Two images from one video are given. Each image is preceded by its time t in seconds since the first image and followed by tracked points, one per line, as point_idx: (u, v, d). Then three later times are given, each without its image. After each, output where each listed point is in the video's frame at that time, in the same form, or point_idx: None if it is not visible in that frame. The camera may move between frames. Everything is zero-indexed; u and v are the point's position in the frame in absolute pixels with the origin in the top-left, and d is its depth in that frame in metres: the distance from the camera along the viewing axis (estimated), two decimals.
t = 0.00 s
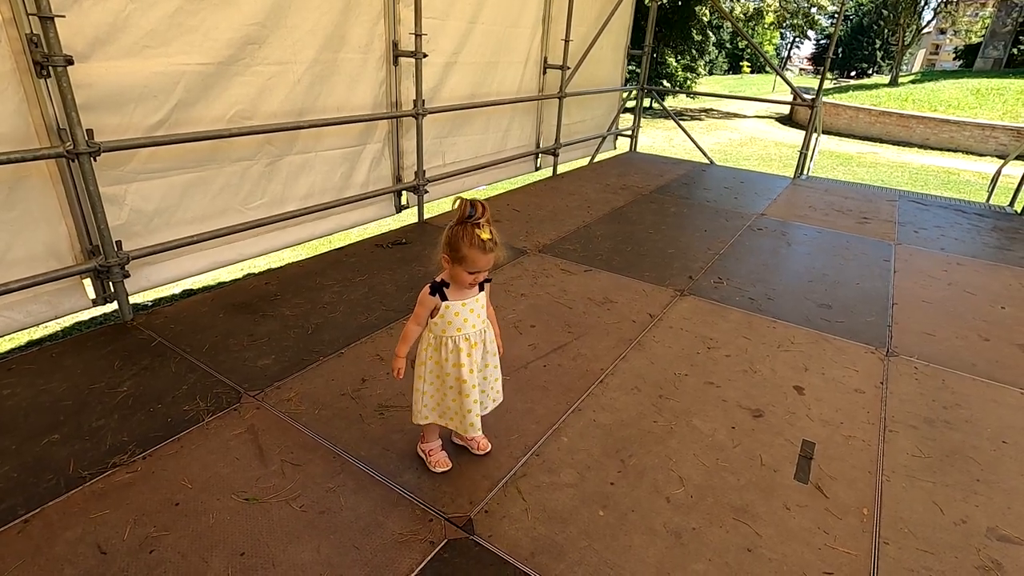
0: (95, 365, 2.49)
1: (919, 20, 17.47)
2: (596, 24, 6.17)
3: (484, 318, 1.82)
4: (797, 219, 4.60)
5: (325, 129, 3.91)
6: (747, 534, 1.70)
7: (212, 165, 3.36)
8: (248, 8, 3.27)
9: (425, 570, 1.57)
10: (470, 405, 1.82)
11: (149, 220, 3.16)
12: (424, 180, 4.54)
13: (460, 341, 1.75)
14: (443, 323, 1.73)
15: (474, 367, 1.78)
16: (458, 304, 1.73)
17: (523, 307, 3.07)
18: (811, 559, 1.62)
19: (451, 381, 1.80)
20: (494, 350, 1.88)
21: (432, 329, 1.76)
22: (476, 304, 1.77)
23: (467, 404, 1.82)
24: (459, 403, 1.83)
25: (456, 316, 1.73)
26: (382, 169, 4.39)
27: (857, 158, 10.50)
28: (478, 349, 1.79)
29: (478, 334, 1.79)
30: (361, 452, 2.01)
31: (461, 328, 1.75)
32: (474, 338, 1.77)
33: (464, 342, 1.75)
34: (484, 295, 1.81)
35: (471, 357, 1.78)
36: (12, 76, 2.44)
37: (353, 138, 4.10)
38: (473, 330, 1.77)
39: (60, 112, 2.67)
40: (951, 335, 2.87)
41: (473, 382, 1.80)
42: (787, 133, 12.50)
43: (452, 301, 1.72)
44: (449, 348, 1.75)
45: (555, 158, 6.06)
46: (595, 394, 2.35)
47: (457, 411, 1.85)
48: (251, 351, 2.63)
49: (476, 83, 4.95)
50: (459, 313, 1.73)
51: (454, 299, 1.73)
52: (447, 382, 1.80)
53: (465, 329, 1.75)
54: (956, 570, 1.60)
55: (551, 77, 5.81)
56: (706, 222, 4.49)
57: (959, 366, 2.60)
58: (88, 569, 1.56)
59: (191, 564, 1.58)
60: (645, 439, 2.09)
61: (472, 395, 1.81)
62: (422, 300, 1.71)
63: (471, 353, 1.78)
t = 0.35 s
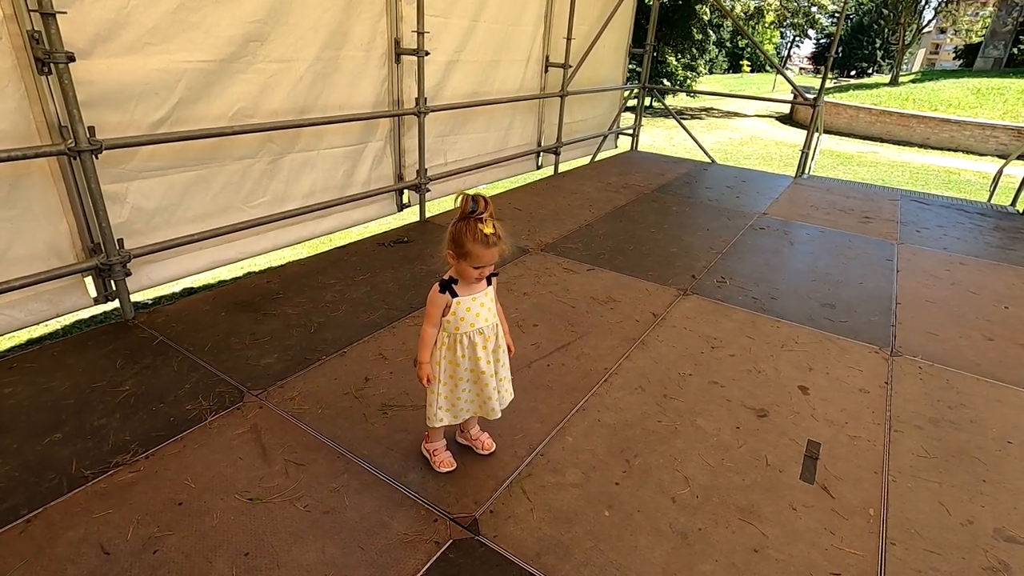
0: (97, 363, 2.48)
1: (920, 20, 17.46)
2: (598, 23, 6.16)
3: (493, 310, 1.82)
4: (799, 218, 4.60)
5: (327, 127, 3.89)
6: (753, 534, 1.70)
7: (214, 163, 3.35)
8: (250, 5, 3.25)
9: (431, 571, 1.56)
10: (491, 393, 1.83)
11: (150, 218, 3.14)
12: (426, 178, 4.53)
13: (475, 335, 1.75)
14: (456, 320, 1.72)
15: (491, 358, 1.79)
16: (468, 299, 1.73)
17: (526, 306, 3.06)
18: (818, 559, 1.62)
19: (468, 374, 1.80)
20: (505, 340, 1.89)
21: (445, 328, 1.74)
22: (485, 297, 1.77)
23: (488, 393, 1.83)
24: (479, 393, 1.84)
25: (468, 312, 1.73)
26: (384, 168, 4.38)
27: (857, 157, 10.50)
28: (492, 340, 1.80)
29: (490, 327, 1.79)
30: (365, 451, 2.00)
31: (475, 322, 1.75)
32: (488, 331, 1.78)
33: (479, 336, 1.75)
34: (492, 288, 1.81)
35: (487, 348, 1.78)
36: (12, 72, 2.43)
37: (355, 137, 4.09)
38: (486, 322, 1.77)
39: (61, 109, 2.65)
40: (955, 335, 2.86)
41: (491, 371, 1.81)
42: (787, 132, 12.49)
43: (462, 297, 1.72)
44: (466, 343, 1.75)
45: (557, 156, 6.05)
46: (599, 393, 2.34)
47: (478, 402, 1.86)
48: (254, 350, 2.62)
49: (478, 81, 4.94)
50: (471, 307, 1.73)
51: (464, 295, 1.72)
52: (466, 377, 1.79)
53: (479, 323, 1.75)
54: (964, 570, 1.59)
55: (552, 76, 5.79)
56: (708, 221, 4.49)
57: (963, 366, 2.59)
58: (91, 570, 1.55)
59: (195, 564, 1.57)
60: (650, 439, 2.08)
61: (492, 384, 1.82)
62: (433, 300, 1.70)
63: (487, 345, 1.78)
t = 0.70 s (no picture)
0: (103, 360, 2.46)
1: (928, 22, 17.38)
2: (606, 23, 6.14)
3: (504, 311, 1.78)
4: (808, 219, 4.56)
5: (334, 124, 3.87)
6: (767, 536, 1.67)
7: (221, 160, 3.34)
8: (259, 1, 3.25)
9: (439, 571, 1.54)
10: (492, 397, 1.79)
11: (158, 215, 3.13)
12: (432, 177, 4.51)
13: (479, 334, 1.72)
14: (463, 316, 1.71)
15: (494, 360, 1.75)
16: (477, 296, 1.71)
17: (534, 305, 3.03)
18: (834, 563, 1.58)
19: (472, 373, 1.78)
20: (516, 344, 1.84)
21: (452, 323, 1.73)
22: (495, 296, 1.74)
23: (488, 396, 1.79)
24: (481, 395, 1.81)
25: (474, 309, 1.71)
26: (390, 166, 4.36)
27: (865, 159, 10.44)
28: (499, 342, 1.76)
29: (497, 328, 1.75)
30: (372, 450, 1.98)
31: (481, 320, 1.72)
32: (493, 331, 1.74)
33: (483, 335, 1.72)
34: (504, 288, 1.77)
35: (490, 350, 1.74)
36: (21, 67, 2.42)
37: (362, 135, 4.08)
38: (492, 322, 1.74)
39: (69, 104, 2.64)
40: (969, 337, 2.83)
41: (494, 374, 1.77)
42: (794, 134, 12.44)
43: (471, 292, 1.70)
44: (469, 341, 1.72)
45: (564, 156, 6.03)
46: (609, 393, 2.31)
47: (479, 403, 1.82)
48: (260, 347, 2.60)
49: (486, 80, 4.92)
50: (478, 305, 1.71)
51: (473, 291, 1.71)
52: (468, 375, 1.77)
53: (485, 322, 1.72)
54: None
55: (560, 76, 5.77)
56: (716, 221, 4.45)
57: (978, 368, 2.55)
58: (95, 567, 1.53)
59: (201, 562, 1.55)
60: (661, 439, 2.05)
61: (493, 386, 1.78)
62: (442, 293, 1.70)
63: (491, 346, 1.74)
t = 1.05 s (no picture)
0: (100, 350, 2.40)
1: (949, 29, 17.12)
2: (620, 23, 6.06)
3: (507, 306, 1.70)
4: (827, 221, 4.43)
5: (344, 119, 3.82)
6: (788, 547, 1.55)
7: (228, 153, 3.29)
8: None
9: None
10: (483, 395, 1.71)
11: (162, 207, 3.08)
12: (442, 174, 4.44)
13: (476, 326, 1.65)
14: (461, 305, 1.65)
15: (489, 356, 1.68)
16: (477, 286, 1.64)
17: (543, 303, 2.94)
18: None
19: (466, 367, 1.70)
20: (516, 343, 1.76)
21: (451, 312, 1.67)
22: (498, 288, 1.66)
23: (480, 394, 1.71)
24: (472, 392, 1.73)
25: (474, 299, 1.64)
26: (400, 162, 4.30)
27: (884, 166, 10.25)
28: (496, 337, 1.68)
29: (496, 323, 1.67)
30: (370, 447, 1.89)
31: (479, 312, 1.65)
32: (491, 326, 1.67)
33: (480, 327, 1.65)
34: (509, 281, 1.70)
35: (486, 345, 1.67)
36: (24, 52, 2.38)
37: (372, 130, 4.01)
38: (491, 316, 1.66)
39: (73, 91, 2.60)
40: (1000, 342, 2.69)
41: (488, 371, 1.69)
42: (811, 140, 12.26)
43: (472, 282, 1.64)
44: (464, 332, 1.65)
45: (576, 157, 5.94)
46: (620, 393, 2.21)
47: (470, 401, 1.75)
48: (260, 341, 2.53)
49: (498, 78, 4.85)
50: (478, 295, 1.64)
51: (474, 280, 1.64)
52: (461, 369, 1.69)
53: (483, 314, 1.65)
54: None
55: (573, 75, 5.69)
56: (732, 222, 4.34)
57: (1011, 374, 2.42)
58: (76, 563, 1.45)
59: (186, 561, 1.47)
60: (674, 442, 1.95)
61: (486, 384, 1.70)
62: (443, 279, 1.64)
63: (487, 340, 1.67)
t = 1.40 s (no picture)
0: (58, 349, 2.22)
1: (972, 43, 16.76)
2: (633, 25, 5.87)
3: (492, 308, 1.47)
4: (850, 230, 4.17)
5: (340, 114, 3.64)
6: None
7: (216, 145, 3.12)
8: None
9: None
10: (462, 409, 1.50)
11: (142, 199, 2.92)
12: (443, 175, 4.25)
13: (455, 332, 1.43)
14: (437, 307, 1.42)
15: (469, 366, 1.46)
16: (457, 286, 1.41)
17: (542, 309, 2.72)
18: None
19: (442, 378, 1.48)
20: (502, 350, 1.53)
21: (426, 314, 1.44)
22: (482, 289, 1.43)
23: (458, 408, 1.50)
24: (450, 405, 1.51)
25: (452, 301, 1.41)
26: (399, 161, 4.11)
27: (905, 179, 9.93)
28: (478, 345, 1.46)
29: (479, 328, 1.45)
30: (336, 464, 1.67)
31: (458, 316, 1.42)
32: (472, 332, 1.44)
33: (458, 334, 1.43)
34: (496, 280, 1.46)
35: (466, 353, 1.45)
36: None
37: (370, 127, 3.84)
38: (472, 320, 1.44)
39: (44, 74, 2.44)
40: None
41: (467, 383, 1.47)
42: (829, 153, 11.97)
43: (450, 281, 1.41)
44: (440, 339, 1.43)
45: (586, 162, 5.73)
46: (621, 409, 1.97)
47: (448, 415, 1.53)
48: (232, 343, 2.33)
49: (505, 77, 4.67)
50: (457, 296, 1.41)
51: (453, 279, 1.41)
52: (436, 380, 1.47)
53: (463, 319, 1.42)
54: None
55: (584, 77, 5.50)
56: (748, 229, 4.09)
57: None
58: None
59: None
60: (682, 467, 1.71)
61: (465, 397, 1.48)
62: (417, 277, 1.41)
63: (467, 348, 1.45)
